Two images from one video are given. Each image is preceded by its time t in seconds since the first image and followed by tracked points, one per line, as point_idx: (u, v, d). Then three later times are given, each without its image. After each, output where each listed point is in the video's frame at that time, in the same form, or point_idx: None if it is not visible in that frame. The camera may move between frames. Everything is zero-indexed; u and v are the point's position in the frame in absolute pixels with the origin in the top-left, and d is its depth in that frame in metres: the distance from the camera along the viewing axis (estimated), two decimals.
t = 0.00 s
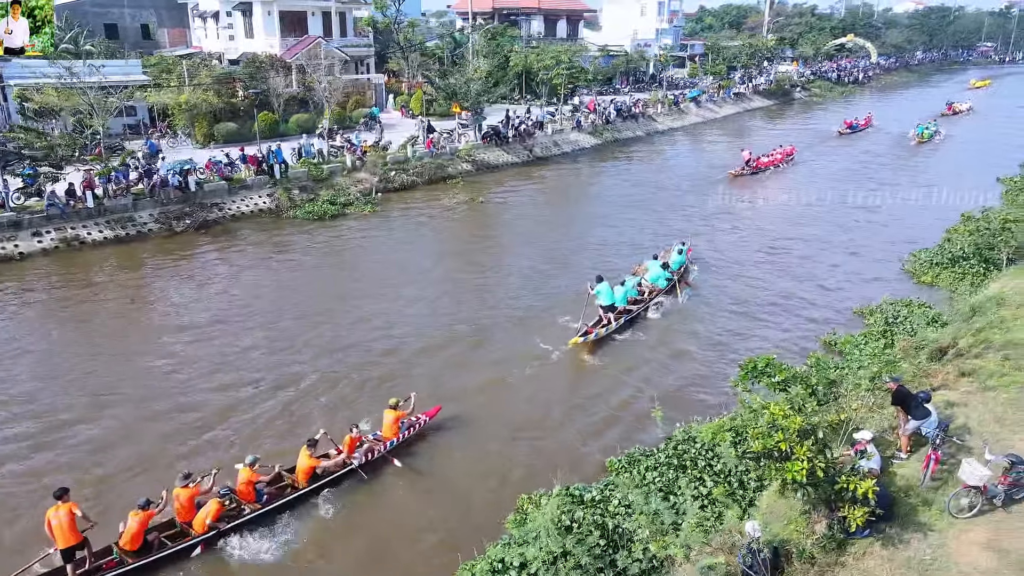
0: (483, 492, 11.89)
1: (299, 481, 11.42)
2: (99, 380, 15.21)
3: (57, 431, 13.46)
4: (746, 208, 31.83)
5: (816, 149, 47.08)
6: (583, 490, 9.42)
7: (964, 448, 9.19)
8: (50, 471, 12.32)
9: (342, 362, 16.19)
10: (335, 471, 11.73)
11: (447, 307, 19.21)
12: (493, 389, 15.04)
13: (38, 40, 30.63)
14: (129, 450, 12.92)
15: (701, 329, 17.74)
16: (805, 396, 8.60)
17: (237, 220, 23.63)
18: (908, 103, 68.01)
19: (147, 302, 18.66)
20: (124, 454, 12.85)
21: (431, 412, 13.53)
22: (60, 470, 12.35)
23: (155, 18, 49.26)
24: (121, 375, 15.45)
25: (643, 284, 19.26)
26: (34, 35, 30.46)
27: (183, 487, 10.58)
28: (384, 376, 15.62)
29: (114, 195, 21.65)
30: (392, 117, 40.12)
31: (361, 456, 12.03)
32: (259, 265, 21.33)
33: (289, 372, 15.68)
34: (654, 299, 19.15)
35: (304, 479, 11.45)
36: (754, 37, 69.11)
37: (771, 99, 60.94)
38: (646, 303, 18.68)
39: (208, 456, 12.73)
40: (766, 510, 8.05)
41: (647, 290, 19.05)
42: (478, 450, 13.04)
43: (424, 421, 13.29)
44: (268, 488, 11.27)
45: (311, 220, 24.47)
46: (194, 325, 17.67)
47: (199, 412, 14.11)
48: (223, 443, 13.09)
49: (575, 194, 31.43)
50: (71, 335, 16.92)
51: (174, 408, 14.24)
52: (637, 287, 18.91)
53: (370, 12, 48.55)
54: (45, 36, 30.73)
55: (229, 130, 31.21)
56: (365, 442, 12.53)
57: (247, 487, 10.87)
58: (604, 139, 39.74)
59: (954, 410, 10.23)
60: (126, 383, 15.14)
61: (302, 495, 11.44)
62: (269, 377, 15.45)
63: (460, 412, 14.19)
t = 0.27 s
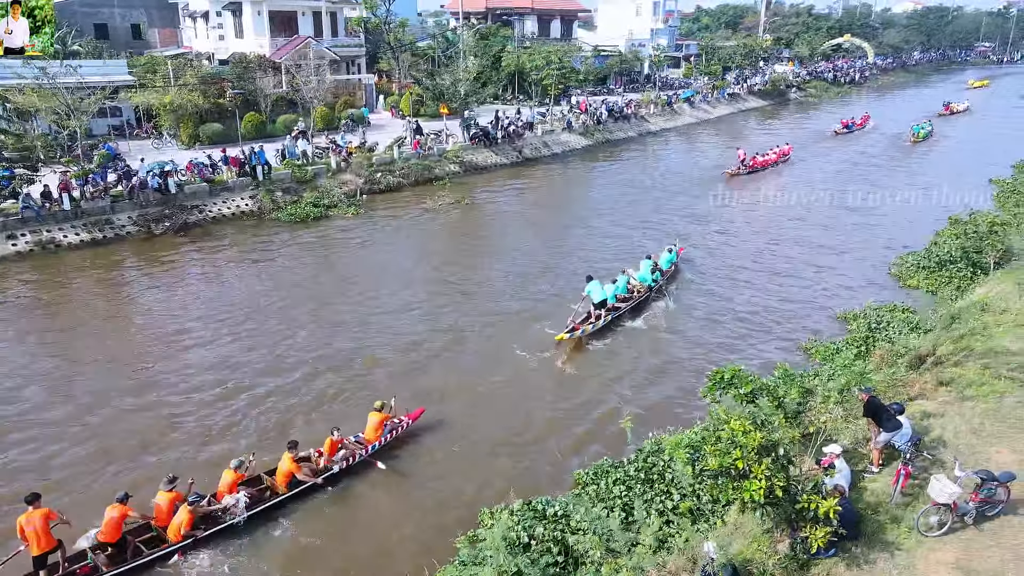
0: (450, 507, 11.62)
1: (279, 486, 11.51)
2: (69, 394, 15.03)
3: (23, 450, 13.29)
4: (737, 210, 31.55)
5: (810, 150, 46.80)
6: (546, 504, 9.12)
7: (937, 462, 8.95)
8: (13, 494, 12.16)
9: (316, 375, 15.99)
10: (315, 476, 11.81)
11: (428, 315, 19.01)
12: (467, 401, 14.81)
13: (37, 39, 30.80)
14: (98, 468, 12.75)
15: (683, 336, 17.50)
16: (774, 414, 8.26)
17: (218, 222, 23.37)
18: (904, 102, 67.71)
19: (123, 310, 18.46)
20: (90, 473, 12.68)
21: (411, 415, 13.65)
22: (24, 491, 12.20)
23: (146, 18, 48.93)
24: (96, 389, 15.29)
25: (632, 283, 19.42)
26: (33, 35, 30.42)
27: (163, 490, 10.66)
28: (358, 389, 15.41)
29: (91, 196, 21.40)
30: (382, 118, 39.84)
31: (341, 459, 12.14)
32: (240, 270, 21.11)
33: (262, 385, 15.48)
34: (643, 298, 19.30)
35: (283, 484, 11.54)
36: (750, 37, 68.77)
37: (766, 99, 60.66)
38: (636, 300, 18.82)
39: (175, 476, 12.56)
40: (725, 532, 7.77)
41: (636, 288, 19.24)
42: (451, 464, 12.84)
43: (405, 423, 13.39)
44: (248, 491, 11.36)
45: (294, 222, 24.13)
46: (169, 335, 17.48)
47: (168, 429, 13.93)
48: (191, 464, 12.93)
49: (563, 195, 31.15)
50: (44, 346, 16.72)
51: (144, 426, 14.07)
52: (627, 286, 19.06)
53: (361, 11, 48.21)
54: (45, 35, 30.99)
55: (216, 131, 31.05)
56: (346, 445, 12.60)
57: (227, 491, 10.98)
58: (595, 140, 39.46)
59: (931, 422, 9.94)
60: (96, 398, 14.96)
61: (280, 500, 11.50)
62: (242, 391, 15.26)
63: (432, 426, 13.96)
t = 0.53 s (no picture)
0: (419, 521, 11.41)
1: (262, 490, 11.50)
2: (38, 399, 14.77)
3: None
4: (728, 211, 31.30)
5: (804, 150, 46.51)
6: (509, 520, 8.93)
7: (911, 478, 8.69)
8: None
9: (291, 379, 15.72)
10: (299, 481, 11.80)
11: (410, 318, 18.76)
12: (443, 408, 14.56)
13: (38, 39, 29.78)
14: (65, 475, 12.50)
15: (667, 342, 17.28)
16: (742, 428, 8.00)
17: (199, 225, 23.12)
18: (901, 103, 67.41)
19: (99, 313, 18.19)
20: (53, 480, 12.41)
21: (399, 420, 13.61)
22: None
23: (137, 18, 48.57)
24: (68, 392, 15.03)
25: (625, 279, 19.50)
26: (32, 35, 29.47)
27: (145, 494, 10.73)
28: (332, 395, 15.12)
29: (70, 199, 21.15)
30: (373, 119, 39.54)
31: (327, 463, 12.07)
32: (221, 273, 20.86)
33: (235, 390, 15.21)
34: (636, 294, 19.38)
35: (267, 488, 11.53)
36: (746, 38, 68.46)
37: (762, 99, 60.37)
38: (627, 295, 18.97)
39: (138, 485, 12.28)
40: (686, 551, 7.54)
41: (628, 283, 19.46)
42: (425, 474, 12.63)
43: (393, 427, 13.34)
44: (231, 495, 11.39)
45: (277, 225, 23.86)
46: (144, 339, 17.21)
47: (137, 435, 13.68)
48: (157, 471, 12.65)
49: (553, 197, 30.86)
50: (15, 350, 16.46)
51: (113, 431, 13.81)
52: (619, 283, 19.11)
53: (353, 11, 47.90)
54: (46, 35, 29.82)
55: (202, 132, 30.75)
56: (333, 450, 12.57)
57: (209, 495, 10.99)
58: (587, 141, 39.18)
59: (909, 433, 9.66)
60: (66, 403, 14.69)
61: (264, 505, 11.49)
62: (214, 396, 14.99)
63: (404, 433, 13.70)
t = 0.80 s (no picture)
0: (386, 530, 11.06)
1: (249, 495, 11.22)
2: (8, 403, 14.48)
3: None
4: (720, 212, 31.01)
5: (799, 151, 46.21)
6: (475, 536, 8.69)
7: (888, 493, 8.42)
8: None
9: (267, 383, 15.42)
10: (287, 485, 11.52)
11: (392, 321, 18.44)
12: (420, 412, 14.26)
13: (38, 39, 29.57)
14: (30, 482, 12.20)
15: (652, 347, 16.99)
16: (712, 445, 7.70)
17: (182, 227, 22.87)
18: (898, 103, 67.12)
19: (75, 317, 17.90)
20: (17, 486, 12.11)
21: (389, 423, 13.37)
22: None
23: (129, 18, 48.31)
24: (40, 397, 14.72)
25: (618, 278, 19.74)
26: (32, 36, 29.15)
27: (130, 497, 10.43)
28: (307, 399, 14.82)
29: (49, 202, 20.89)
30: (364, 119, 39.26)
31: (316, 468, 11.84)
32: (203, 275, 20.55)
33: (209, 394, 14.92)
34: (630, 292, 19.57)
35: (255, 493, 11.24)
36: (742, 38, 68.20)
37: (757, 100, 60.09)
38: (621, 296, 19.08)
39: (104, 492, 11.98)
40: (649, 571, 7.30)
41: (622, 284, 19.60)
42: (397, 480, 12.28)
43: (383, 432, 13.11)
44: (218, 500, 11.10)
45: (261, 227, 23.58)
46: (120, 343, 16.93)
47: (106, 440, 13.38)
48: (124, 477, 12.35)
49: (543, 198, 30.58)
50: None
51: (82, 436, 13.51)
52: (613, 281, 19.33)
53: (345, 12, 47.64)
54: (46, 35, 29.62)
55: (189, 133, 30.48)
56: (321, 455, 12.34)
57: (196, 500, 10.72)
58: (580, 142, 38.90)
59: (889, 446, 9.36)
60: (36, 407, 14.40)
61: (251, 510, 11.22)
62: (187, 400, 14.69)
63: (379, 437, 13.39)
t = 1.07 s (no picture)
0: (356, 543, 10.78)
1: (238, 499, 11.07)
2: None
3: None
4: (713, 213, 30.74)
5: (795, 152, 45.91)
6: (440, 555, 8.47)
7: (865, 513, 8.11)
8: None
9: (244, 389, 15.14)
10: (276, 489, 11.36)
11: (376, 326, 18.17)
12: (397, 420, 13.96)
13: (37, 38, 30.30)
14: None
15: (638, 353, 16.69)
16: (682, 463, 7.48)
17: (165, 230, 22.63)
18: (895, 104, 66.84)
19: (53, 321, 17.63)
20: None
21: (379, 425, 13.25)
22: None
23: (121, 18, 47.97)
24: (12, 403, 14.44)
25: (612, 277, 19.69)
26: (33, 36, 30.00)
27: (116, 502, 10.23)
28: (284, 406, 14.52)
29: (28, 204, 20.60)
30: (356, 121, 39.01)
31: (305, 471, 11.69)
32: (186, 278, 20.29)
33: (185, 401, 14.63)
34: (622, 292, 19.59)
35: (243, 497, 11.09)
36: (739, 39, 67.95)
37: (753, 101, 59.83)
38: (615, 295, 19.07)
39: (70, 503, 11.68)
40: None
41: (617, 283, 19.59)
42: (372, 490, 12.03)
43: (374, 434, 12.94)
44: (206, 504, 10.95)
45: (245, 230, 23.29)
46: (97, 348, 16.65)
47: (77, 448, 13.09)
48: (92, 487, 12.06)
49: (534, 200, 30.29)
50: None
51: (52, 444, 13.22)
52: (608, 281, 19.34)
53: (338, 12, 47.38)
54: (45, 35, 30.34)
55: (176, 135, 30.18)
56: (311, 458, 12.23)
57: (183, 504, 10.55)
58: (572, 143, 38.63)
59: (869, 460, 9.07)
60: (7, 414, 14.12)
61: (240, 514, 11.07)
62: (162, 407, 14.41)
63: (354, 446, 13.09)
